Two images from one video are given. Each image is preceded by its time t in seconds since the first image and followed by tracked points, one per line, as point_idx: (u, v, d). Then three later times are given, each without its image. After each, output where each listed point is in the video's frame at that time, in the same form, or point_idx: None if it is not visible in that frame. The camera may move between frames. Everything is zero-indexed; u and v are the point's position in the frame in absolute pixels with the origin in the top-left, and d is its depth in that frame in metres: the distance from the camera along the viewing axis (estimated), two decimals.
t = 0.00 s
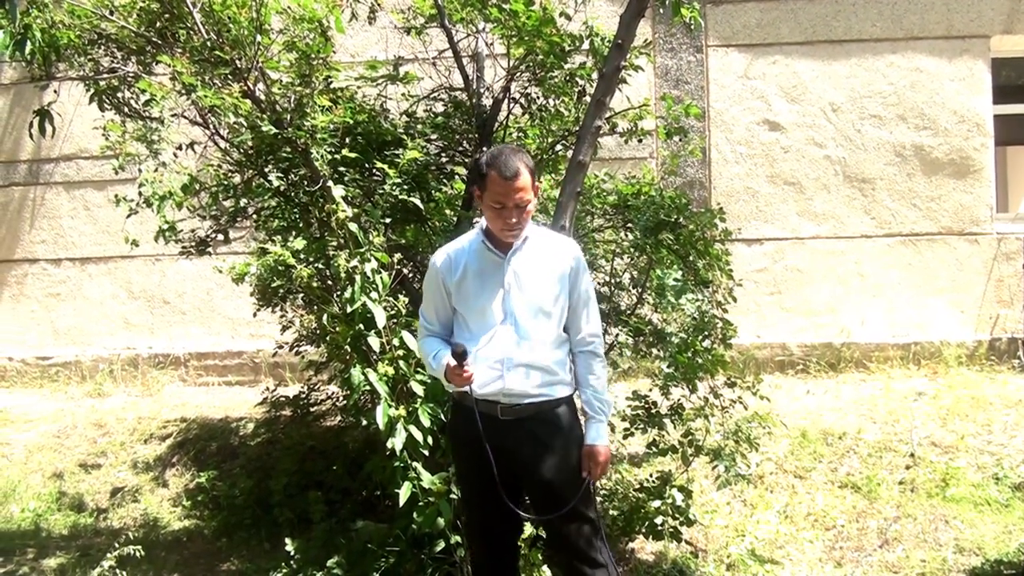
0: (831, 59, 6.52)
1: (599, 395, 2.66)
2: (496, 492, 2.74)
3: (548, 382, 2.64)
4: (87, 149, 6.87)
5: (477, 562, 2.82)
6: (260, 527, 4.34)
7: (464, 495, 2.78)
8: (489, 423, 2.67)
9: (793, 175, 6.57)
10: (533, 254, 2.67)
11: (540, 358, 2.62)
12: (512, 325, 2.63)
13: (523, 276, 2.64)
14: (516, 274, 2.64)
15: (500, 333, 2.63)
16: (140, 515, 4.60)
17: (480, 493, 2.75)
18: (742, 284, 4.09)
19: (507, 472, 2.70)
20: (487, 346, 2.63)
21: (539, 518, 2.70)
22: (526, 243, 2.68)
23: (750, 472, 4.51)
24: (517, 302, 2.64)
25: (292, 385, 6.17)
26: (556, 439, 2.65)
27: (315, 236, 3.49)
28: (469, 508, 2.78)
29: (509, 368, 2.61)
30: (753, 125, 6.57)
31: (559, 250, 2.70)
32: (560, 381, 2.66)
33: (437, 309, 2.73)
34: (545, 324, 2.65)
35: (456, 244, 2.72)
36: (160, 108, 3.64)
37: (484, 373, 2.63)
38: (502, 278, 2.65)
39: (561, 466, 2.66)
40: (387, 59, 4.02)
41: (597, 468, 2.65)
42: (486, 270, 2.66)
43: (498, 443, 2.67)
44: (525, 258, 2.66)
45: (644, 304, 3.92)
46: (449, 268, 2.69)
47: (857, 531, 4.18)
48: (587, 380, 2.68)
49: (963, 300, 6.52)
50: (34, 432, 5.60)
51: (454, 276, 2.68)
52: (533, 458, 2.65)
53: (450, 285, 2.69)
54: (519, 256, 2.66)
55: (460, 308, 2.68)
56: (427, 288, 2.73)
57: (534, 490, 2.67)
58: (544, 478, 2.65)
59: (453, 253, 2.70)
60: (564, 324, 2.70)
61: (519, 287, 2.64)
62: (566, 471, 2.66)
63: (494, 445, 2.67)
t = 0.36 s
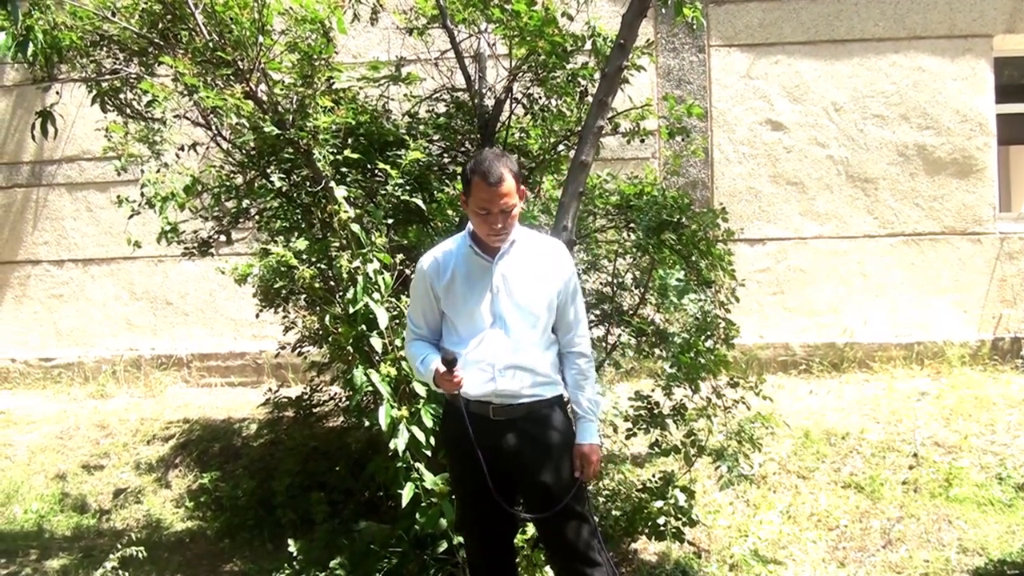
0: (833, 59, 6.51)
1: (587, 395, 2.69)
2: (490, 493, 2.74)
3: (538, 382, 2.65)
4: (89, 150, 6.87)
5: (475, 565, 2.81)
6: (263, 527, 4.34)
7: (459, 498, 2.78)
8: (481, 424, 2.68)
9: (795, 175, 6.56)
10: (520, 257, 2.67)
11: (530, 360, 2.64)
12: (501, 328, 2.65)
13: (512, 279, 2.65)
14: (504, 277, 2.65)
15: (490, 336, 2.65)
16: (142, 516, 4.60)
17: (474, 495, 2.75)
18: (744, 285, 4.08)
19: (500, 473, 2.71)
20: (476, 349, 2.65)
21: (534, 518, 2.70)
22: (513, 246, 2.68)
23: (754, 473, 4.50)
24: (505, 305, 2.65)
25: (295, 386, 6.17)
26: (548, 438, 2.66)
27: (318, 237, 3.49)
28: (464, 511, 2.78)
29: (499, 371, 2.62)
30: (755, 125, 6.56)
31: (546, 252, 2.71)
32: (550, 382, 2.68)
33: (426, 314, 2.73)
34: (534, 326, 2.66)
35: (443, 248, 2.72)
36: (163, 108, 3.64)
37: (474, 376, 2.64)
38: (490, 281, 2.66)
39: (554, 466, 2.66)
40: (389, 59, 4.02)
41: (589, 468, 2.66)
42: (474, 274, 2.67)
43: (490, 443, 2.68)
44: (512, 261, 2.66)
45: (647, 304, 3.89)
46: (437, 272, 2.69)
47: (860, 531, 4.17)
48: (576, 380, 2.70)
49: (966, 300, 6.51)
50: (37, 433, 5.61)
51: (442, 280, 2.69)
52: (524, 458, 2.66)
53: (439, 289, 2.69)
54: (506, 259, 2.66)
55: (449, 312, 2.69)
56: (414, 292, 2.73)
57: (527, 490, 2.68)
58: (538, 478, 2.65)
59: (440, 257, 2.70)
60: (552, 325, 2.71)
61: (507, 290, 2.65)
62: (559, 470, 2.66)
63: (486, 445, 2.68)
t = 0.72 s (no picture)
0: (834, 59, 6.51)
1: (599, 393, 2.67)
2: (497, 492, 2.74)
3: (549, 379, 2.64)
4: (90, 150, 6.87)
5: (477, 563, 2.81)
6: (263, 527, 4.34)
7: (467, 495, 2.79)
8: (492, 423, 2.67)
9: (796, 176, 6.56)
10: (531, 254, 2.68)
11: (541, 357, 2.62)
12: (513, 324, 2.64)
13: (523, 276, 2.65)
14: (514, 274, 2.66)
15: (501, 333, 2.65)
16: (142, 516, 4.60)
17: (483, 493, 2.75)
18: (745, 285, 4.09)
19: (509, 471, 2.71)
20: (488, 346, 2.65)
21: (540, 519, 2.70)
22: (524, 242, 2.69)
23: (754, 473, 4.50)
24: (516, 301, 2.65)
25: (295, 386, 6.18)
26: (558, 438, 2.65)
27: (318, 237, 3.49)
28: (472, 509, 2.78)
29: (510, 367, 2.62)
30: (756, 126, 6.56)
31: (559, 249, 2.70)
32: (562, 380, 2.66)
33: (439, 312, 2.76)
34: (546, 323, 2.65)
35: (456, 246, 2.75)
36: (162, 108, 3.64)
37: (485, 373, 2.64)
38: (501, 278, 2.67)
39: (563, 467, 2.65)
40: (389, 59, 4.02)
41: (600, 468, 2.65)
42: (486, 271, 2.69)
43: (500, 442, 2.67)
44: (524, 258, 2.67)
45: (647, 304, 3.89)
46: (450, 269, 2.72)
47: (860, 532, 4.17)
48: (588, 378, 2.68)
49: (966, 301, 6.51)
50: (37, 433, 5.60)
51: (454, 277, 2.71)
52: (535, 458, 2.65)
53: (451, 286, 2.72)
54: (517, 256, 2.68)
55: (461, 309, 2.71)
56: (429, 290, 2.76)
57: (535, 490, 2.68)
58: (547, 478, 2.65)
59: (454, 254, 2.73)
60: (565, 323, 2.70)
61: (518, 286, 2.65)
62: (569, 471, 2.66)
63: (496, 443, 2.68)
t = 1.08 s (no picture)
0: (830, 60, 6.52)
1: (624, 392, 2.65)
2: (516, 486, 2.75)
3: (571, 375, 2.62)
4: (86, 149, 6.87)
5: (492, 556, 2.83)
6: (259, 527, 4.33)
7: (487, 487, 2.80)
8: (513, 418, 2.68)
9: (792, 176, 6.56)
10: (556, 250, 2.70)
11: (564, 352, 2.62)
12: (536, 319, 2.66)
13: (547, 271, 2.67)
14: (538, 269, 2.68)
15: (525, 328, 2.66)
16: (138, 516, 4.59)
17: (502, 487, 2.76)
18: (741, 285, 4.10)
19: (528, 466, 2.71)
20: (511, 341, 2.67)
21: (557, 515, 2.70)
22: (549, 238, 2.72)
23: (750, 473, 4.50)
24: (540, 297, 2.66)
25: (291, 386, 6.17)
26: (579, 437, 2.63)
27: (314, 237, 3.49)
28: (490, 501, 2.79)
29: (532, 363, 2.63)
30: (752, 125, 6.56)
31: (586, 245, 2.71)
32: (585, 376, 2.64)
33: (466, 307, 2.81)
34: (570, 320, 2.65)
35: (483, 242, 2.80)
36: (157, 107, 3.63)
37: (507, 368, 2.66)
38: (525, 273, 2.69)
39: (583, 466, 2.64)
40: (385, 59, 4.01)
41: (620, 470, 2.61)
42: (510, 266, 2.72)
43: (519, 436, 2.68)
44: (549, 254, 2.69)
45: (642, 304, 3.85)
46: (476, 264, 2.77)
47: (856, 531, 4.18)
48: (613, 377, 2.66)
49: (962, 301, 6.52)
50: (32, 433, 5.59)
51: (480, 273, 2.76)
52: (552, 452, 2.64)
53: (477, 282, 2.76)
54: (542, 251, 2.70)
55: (486, 304, 2.75)
56: (456, 286, 2.82)
57: (553, 485, 2.68)
58: (566, 476, 2.65)
59: (480, 250, 2.78)
60: (590, 320, 2.69)
61: (543, 281, 2.67)
62: (587, 469, 2.64)
63: (515, 436, 2.70)
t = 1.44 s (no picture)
0: (824, 59, 6.53)
1: (640, 393, 2.65)
2: (530, 484, 2.75)
3: (586, 374, 2.63)
4: (79, 148, 6.85)
5: (502, 553, 2.83)
6: (252, 527, 4.33)
7: (500, 483, 2.81)
8: (529, 414, 2.68)
9: (786, 175, 6.57)
10: (575, 249, 2.70)
11: (580, 351, 2.62)
12: (554, 318, 2.66)
13: (566, 270, 2.68)
14: (557, 267, 2.68)
15: (542, 326, 2.67)
16: (131, 516, 4.58)
17: (515, 482, 2.76)
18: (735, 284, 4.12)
19: (542, 463, 2.72)
20: (528, 339, 2.68)
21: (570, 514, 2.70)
22: (569, 236, 2.71)
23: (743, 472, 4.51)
24: (558, 296, 2.67)
25: (285, 385, 6.16)
26: (594, 436, 2.63)
27: (307, 236, 3.49)
28: (503, 497, 2.80)
29: (548, 361, 2.63)
30: (746, 125, 6.57)
31: (606, 245, 2.71)
32: (601, 377, 2.65)
33: (484, 303, 2.83)
34: (587, 319, 2.66)
35: (503, 239, 2.81)
36: (149, 106, 3.62)
37: (523, 365, 2.67)
38: (544, 271, 2.69)
39: (597, 465, 2.64)
40: (379, 57, 4.00)
41: (635, 471, 2.62)
42: (528, 263, 2.72)
43: (535, 434, 2.69)
44: (568, 252, 2.70)
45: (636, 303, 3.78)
46: (495, 261, 2.78)
47: (849, 530, 4.18)
48: (629, 378, 2.67)
49: (956, 300, 6.53)
50: (26, 432, 5.57)
51: (498, 269, 2.77)
52: (568, 451, 2.64)
53: (495, 278, 2.77)
54: (562, 249, 2.70)
55: (503, 301, 2.76)
56: (476, 281, 2.84)
57: (567, 483, 2.68)
58: (579, 474, 2.65)
59: (500, 247, 2.79)
60: (608, 320, 2.69)
61: (561, 279, 2.68)
62: (602, 468, 2.64)
63: (531, 433, 2.70)
